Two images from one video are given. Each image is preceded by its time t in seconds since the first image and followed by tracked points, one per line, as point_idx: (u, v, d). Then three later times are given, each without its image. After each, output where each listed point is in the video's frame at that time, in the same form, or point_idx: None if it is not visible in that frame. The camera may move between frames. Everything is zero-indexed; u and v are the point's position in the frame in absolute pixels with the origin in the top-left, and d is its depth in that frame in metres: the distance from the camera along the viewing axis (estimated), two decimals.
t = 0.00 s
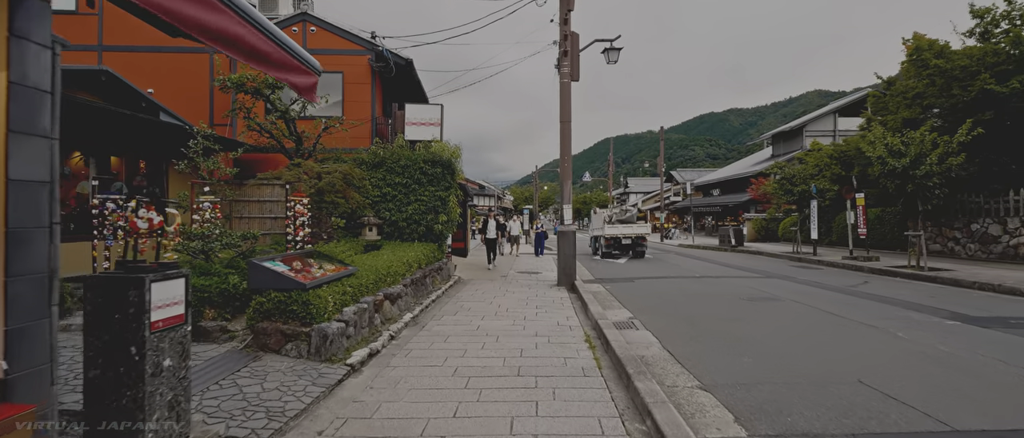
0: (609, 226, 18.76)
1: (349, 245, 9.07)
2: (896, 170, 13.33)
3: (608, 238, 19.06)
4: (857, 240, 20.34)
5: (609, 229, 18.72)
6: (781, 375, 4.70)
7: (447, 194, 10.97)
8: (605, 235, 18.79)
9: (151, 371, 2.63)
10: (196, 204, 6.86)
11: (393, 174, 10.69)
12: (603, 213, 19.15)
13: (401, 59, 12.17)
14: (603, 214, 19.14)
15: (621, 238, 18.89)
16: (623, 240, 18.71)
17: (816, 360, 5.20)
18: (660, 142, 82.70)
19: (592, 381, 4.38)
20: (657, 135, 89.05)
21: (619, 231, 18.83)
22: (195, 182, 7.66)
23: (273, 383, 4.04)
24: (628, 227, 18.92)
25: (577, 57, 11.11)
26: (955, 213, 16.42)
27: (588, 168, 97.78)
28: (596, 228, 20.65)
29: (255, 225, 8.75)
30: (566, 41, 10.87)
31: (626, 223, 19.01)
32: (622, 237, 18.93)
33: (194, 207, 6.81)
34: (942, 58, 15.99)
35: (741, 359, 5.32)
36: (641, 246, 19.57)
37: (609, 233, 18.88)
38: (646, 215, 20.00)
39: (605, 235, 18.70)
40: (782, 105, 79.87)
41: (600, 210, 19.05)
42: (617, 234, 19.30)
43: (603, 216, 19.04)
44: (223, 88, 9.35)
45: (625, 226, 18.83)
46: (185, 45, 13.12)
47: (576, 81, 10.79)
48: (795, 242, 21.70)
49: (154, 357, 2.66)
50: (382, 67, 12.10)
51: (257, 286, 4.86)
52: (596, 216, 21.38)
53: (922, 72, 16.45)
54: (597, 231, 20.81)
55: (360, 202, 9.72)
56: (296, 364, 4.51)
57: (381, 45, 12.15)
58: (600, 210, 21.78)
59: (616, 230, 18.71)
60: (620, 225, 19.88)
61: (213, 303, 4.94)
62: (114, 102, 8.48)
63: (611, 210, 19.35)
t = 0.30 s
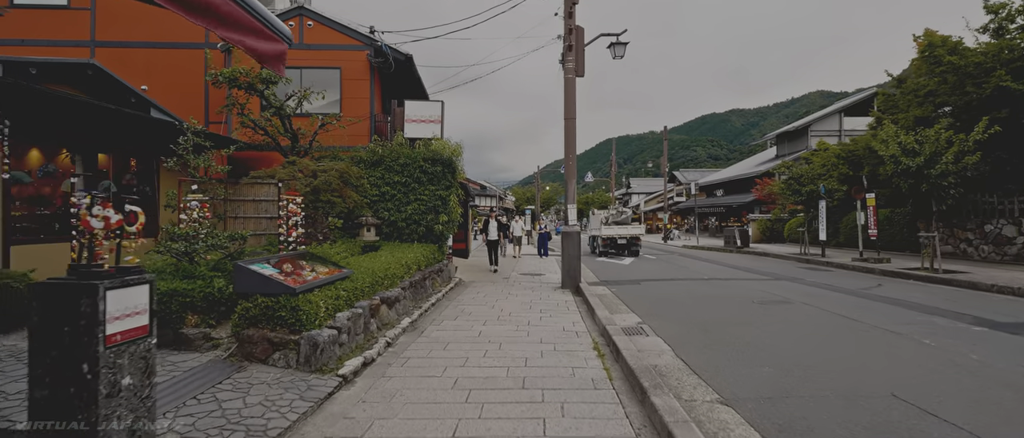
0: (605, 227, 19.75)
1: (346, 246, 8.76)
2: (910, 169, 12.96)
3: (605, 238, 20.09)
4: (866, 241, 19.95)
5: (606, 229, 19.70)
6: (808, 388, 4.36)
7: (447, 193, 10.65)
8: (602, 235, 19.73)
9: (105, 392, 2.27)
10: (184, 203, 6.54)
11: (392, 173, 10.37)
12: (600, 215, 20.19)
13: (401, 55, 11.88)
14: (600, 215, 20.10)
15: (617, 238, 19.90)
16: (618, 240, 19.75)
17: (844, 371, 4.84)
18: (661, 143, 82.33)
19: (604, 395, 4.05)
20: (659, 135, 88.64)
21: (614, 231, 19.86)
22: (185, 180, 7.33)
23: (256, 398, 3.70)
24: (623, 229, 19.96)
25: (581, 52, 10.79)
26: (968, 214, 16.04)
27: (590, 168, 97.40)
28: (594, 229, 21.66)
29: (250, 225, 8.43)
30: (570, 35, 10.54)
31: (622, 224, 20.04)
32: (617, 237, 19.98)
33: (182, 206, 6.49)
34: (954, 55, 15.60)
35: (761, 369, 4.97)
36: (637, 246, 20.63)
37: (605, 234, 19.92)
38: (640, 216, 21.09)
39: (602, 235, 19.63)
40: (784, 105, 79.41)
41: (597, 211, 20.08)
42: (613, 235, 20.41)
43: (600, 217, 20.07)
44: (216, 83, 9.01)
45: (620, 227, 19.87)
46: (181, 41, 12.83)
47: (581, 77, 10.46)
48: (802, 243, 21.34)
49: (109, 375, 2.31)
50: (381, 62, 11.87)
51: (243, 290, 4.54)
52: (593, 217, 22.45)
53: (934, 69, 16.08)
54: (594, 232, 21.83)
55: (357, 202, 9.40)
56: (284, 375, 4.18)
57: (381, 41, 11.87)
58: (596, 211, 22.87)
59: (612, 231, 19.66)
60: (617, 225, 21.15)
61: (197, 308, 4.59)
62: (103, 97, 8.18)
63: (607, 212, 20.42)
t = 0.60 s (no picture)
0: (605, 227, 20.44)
1: (343, 248, 8.45)
2: (926, 168, 12.53)
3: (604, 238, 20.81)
4: (878, 242, 19.50)
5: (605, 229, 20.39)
6: (839, 404, 3.98)
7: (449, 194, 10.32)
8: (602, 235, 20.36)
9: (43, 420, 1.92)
10: (170, 203, 6.23)
11: (392, 172, 10.05)
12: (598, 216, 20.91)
13: (402, 51, 11.58)
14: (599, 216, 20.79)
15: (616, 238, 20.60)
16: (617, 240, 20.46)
17: (876, 383, 4.47)
18: (665, 143, 81.84)
19: (617, 412, 3.69)
20: (662, 136, 88.13)
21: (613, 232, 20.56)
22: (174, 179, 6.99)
23: (236, 414, 3.37)
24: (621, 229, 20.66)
25: (587, 47, 10.44)
26: (984, 214, 15.59)
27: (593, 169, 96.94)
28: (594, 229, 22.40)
29: (246, 227, 8.14)
30: (576, 30, 10.19)
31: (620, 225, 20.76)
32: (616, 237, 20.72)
33: (169, 206, 6.18)
34: (970, 51, 15.16)
35: (785, 379, 4.61)
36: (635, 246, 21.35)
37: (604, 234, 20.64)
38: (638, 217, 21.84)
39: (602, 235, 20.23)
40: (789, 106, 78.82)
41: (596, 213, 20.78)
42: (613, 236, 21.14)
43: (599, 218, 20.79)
44: (209, 79, 8.72)
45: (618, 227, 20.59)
46: (176, 38, 12.53)
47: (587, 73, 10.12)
48: (812, 244, 20.91)
49: (49, 400, 1.96)
50: (382, 58, 11.58)
51: (226, 297, 4.23)
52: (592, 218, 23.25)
53: (949, 65, 15.64)
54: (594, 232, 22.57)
55: (356, 202, 9.10)
56: (269, 388, 3.85)
57: (381, 36, 11.58)
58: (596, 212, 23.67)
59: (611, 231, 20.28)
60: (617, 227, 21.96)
61: (178, 316, 4.25)
62: (92, 94, 7.91)
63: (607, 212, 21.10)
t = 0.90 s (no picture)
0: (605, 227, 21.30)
1: (345, 249, 8.21)
2: (945, 167, 12.04)
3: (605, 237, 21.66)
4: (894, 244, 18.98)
5: (606, 229, 21.22)
6: (874, 423, 3.63)
7: (455, 193, 9.96)
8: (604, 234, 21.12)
9: None
10: (163, 202, 5.98)
11: (396, 171, 9.77)
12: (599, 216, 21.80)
13: (406, 47, 11.29)
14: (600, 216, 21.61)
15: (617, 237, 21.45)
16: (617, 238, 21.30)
17: (916, 398, 4.11)
18: (672, 143, 81.20)
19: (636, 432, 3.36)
20: (669, 135, 87.44)
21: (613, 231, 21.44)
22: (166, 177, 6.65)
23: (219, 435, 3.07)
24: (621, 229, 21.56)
25: (597, 42, 10.09)
26: (1003, 215, 15.10)
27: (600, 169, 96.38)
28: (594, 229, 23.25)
29: (248, 227, 7.91)
30: (585, 24, 9.86)
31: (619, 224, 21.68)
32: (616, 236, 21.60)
33: (161, 205, 5.92)
34: (990, 47, 14.67)
35: (814, 393, 4.27)
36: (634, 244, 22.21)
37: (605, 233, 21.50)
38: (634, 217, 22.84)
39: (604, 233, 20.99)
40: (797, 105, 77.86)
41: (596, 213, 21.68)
42: (614, 234, 21.96)
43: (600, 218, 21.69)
44: (207, 74, 8.44)
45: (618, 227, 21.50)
46: (177, 34, 12.28)
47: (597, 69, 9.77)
48: (824, 245, 20.46)
49: None
50: (386, 55, 11.31)
51: (213, 304, 3.94)
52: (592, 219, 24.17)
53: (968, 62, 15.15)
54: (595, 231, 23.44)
55: (359, 201, 8.82)
56: (258, 403, 3.56)
57: (385, 32, 11.30)
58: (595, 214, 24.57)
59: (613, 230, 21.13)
60: (617, 227, 22.76)
61: (163, 323, 3.97)
62: (87, 90, 7.67)
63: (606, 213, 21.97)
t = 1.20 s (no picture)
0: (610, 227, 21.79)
1: (352, 251, 7.98)
2: (977, 166, 11.55)
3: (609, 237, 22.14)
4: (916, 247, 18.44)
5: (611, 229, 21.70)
6: None
7: (464, 193, 9.73)
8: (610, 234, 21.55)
9: None
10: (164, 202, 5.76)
11: (404, 170, 9.54)
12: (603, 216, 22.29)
13: (415, 45, 11.06)
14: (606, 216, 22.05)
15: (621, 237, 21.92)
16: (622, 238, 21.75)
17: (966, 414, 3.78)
18: (681, 144, 80.53)
19: None
20: (679, 136, 86.73)
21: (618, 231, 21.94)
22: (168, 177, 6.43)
23: None
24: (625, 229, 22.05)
25: (611, 37, 9.79)
26: None
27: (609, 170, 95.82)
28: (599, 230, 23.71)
29: (254, 227, 7.63)
30: (598, 19, 9.57)
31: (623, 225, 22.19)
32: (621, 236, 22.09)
33: (162, 205, 5.72)
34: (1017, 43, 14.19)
35: (853, 410, 3.94)
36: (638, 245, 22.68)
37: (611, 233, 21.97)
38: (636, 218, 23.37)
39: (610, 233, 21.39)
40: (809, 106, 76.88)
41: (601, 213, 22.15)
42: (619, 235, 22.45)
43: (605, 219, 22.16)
44: (211, 71, 8.23)
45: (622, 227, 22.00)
46: (184, 33, 12.09)
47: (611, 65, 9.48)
48: (842, 248, 19.94)
49: None
50: (393, 52, 11.09)
51: (209, 309, 3.71)
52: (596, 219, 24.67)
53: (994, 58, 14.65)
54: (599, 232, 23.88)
55: (366, 202, 8.59)
56: (254, 418, 3.31)
57: (392, 29, 11.08)
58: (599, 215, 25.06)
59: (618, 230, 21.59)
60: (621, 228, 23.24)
61: (157, 330, 3.73)
62: (91, 88, 7.46)
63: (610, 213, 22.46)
